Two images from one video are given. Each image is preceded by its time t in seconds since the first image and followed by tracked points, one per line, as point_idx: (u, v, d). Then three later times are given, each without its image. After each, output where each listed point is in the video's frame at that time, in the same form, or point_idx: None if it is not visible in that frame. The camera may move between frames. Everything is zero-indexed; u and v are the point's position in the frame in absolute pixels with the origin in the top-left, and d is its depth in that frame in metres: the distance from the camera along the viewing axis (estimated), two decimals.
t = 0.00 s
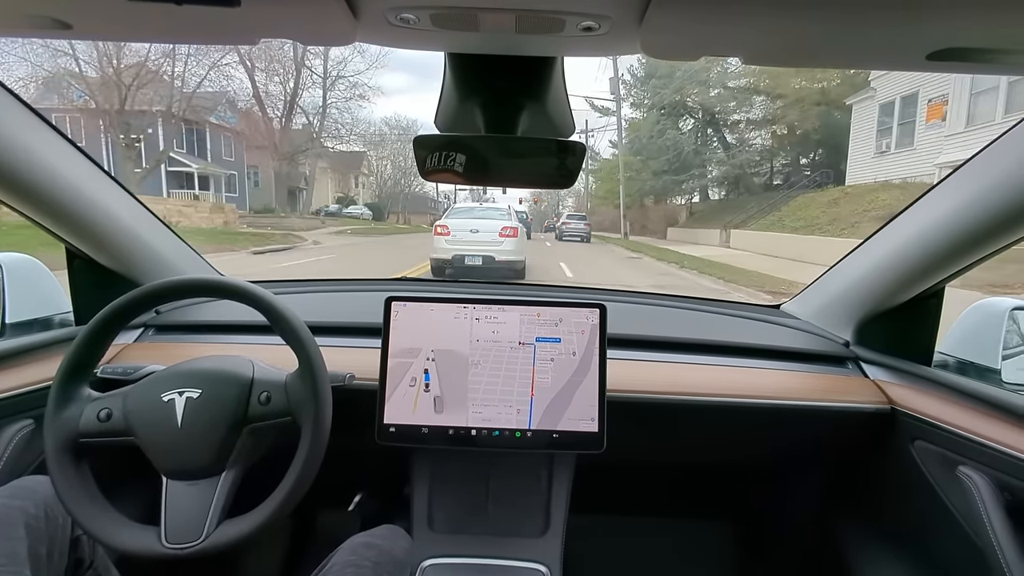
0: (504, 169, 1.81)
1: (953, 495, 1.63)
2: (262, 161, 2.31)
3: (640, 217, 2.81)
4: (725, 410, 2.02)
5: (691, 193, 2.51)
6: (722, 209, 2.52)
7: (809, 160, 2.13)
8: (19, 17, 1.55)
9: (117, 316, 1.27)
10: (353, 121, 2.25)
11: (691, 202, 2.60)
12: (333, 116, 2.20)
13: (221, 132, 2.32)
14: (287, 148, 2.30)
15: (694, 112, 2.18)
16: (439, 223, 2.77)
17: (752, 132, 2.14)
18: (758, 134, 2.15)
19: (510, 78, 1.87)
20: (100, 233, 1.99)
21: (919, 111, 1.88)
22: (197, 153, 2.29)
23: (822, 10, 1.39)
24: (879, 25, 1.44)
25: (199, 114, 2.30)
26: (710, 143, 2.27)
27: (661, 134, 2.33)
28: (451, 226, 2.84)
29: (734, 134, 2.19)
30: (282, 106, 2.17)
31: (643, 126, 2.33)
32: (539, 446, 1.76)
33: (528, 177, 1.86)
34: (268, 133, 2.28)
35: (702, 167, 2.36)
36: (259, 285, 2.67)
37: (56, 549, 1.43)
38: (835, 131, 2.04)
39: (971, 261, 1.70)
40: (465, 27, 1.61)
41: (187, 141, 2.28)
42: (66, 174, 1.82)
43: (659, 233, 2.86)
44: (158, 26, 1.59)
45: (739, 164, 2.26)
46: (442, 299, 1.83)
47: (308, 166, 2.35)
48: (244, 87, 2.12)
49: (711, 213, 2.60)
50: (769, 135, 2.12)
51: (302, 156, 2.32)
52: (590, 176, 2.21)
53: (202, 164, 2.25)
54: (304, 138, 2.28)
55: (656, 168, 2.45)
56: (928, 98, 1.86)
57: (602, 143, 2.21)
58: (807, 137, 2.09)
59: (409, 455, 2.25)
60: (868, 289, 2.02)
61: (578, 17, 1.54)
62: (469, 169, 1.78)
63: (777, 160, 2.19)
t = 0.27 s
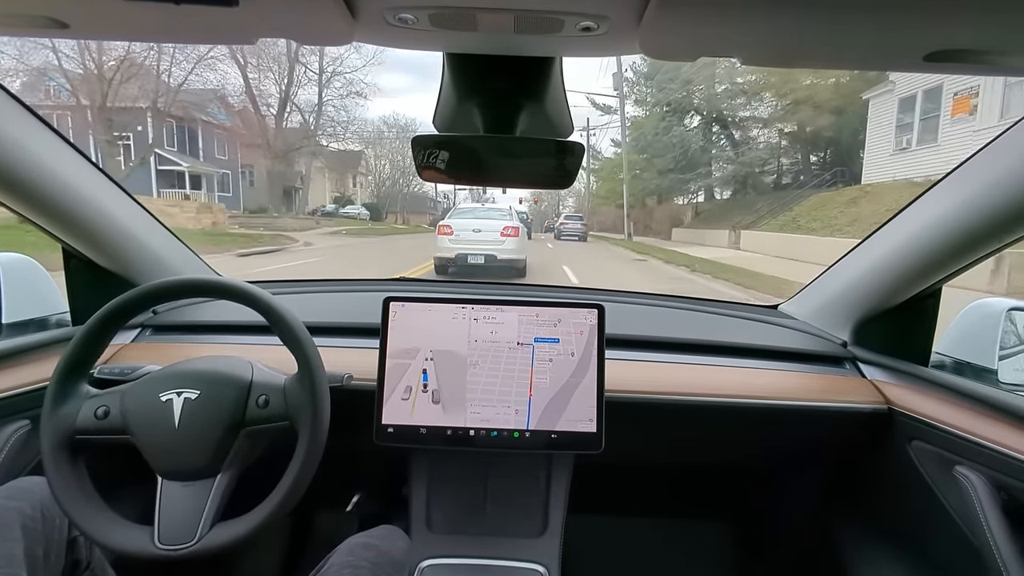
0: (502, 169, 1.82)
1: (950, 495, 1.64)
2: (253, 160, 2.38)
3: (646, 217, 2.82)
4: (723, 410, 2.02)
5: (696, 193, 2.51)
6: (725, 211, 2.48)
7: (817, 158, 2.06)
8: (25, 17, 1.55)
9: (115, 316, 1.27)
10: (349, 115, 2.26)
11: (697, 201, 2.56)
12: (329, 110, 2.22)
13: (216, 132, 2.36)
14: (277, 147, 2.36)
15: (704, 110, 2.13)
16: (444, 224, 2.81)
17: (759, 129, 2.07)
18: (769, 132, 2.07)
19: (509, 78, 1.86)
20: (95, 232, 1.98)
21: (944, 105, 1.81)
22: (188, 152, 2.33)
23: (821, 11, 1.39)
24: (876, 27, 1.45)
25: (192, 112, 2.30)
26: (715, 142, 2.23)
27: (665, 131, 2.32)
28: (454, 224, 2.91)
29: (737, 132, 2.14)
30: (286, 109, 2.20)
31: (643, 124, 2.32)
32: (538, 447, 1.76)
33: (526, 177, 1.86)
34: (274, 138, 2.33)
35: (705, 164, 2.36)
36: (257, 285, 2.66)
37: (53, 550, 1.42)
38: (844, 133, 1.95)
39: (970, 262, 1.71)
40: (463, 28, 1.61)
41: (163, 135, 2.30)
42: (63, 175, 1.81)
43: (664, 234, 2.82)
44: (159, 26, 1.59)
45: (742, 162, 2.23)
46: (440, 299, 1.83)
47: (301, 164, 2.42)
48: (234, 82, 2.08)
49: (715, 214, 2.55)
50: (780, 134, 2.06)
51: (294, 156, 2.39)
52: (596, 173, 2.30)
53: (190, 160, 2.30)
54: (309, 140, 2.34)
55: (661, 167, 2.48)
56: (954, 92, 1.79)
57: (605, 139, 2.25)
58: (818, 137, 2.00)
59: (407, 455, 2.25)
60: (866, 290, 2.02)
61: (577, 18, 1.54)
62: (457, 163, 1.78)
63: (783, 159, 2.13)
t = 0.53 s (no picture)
0: (501, 171, 1.82)
1: (947, 494, 1.64)
2: (244, 158, 2.20)
3: (650, 217, 2.64)
4: (721, 410, 2.02)
5: (702, 193, 2.37)
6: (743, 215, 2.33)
7: (830, 156, 1.98)
8: (26, 16, 1.54)
9: (112, 316, 1.26)
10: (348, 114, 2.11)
11: (703, 201, 2.40)
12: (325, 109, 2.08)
13: (206, 129, 2.14)
14: (269, 145, 2.17)
15: (708, 101, 2.04)
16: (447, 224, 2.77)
17: (767, 127, 2.03)
18: (783, 129, 2.01)
19: (507, 78, 1.86)
20: (92, 232, 1.98)
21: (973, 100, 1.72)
22: (179, 150, 2.12)
23: (821, 11, 1.38)
24: (875, 27, 1.45)
25: (175, 105, 2.07)
26: (724, 140, 2.14)
27: (670, 129, 2.19)
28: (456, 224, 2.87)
29: (744, 129, 2.09)
30: (280, 109, 2.05)
31: (643, 121, 2.20)
32: (536, 447, 1.76)
33: (526, 177, 1.87)
34: (263, 133, 2.14)
35: (709, 161, 2.24)
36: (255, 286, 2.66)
37: (50, 552, 1.42)
38: (864, 128, 1.88)
39: (968, 261, 1.71)
40: (461, 28, 1.61)
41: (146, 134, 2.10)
42: (59, 176, 1.81)
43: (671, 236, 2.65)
44: (156, 26, 1.58)
45: (747, 159, 2.15)
46: (439, 300, 1.83)
47: (294, 163, 2.24)
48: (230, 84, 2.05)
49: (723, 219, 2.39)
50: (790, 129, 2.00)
51: (280, 153, 2.20)
52: (596, 173, 2.28)
53: (185, 160, 2.12)
54: (297, 136, 2.14)
55: (665, 165, 2.34)
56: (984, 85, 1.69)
57: (607, 134, 2.16)
58: (833, 134, 1.93)
59: (406, 456, 2.24)
60: (863, 290, 2.03)
61: (576, 18, 1.54)
62: (449, 159, 1.77)
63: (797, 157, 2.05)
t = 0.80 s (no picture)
0: (500, 170, 1.81)
1: (947, 495, 1.64)
2: (237, 157, 2.35)
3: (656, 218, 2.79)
4: (720, 411, 2.03)
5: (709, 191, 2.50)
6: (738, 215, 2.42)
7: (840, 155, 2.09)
8: (15, 18, 1.54)
9: (111, 318, 1.26)
10: (342, 112, 2.28)
11: (709, 200, 2.54)
12: (320, 108, 2.25)
13: (200, 128, 2.32)
14: (260, 141, 2.35)
15: (715, 96, 2.09)
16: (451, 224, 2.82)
17: (777, 126, 2.16)
18: (795, 131, 2.14)
19: (506, 80, 1.86)
20: (92, 234, 1.97)
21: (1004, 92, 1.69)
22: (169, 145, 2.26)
23: (818, 12, 1.39)
24: (871, 29, 1.46)
25: (168, 104, 2.22)
26: (732, 137, 2.27)
27: (677, 125, 2.30)
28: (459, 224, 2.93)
29: (756, 130, 2.21)
30: (279, 108, 2.24)
31: (646, 121, 2.33)
32: (535, 449, 1.76)
33: (523, 177, 1.86)
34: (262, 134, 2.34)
35: (717, 160, 2.38)
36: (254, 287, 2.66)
37: (48, 554, 1.42)
38: (878, 134, 2.00)
39: (963, 262, 1.72)
40: (461, 31, 1.62)
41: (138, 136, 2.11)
42: (59, 177, 1.81)
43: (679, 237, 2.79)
44: (153, 28, 1.59)
45: (755, 158, 2.29)
46: (438, 301, 1.83)
47: (290, 161, 2.40)
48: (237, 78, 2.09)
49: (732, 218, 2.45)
50: (802, 130, 2.11)
51: (270, 151, 2.37)
52: (597, 176, 2.36)
53: (185, 161, 2.24)
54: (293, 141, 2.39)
55: (672, 163, 2.46)
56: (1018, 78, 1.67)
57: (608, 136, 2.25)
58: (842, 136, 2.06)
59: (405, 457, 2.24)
60: (861, 291, 2.03)
61: (577, 20, 1.54)
62: (449, 163, 1.78)
63: (805, 157, 2.19)
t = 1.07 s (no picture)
0: (498, 169, 1.81)
1: (945, 494, 1.65)
2: (228, 156, 2.38)
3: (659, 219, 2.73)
4: (719, 411, 2.03)
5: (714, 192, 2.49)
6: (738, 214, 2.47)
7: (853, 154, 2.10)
8: (13, 17, 1.53)
9: (111, 317, 1.26)
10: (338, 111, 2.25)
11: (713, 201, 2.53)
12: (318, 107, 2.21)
13: (190, 125, 2.36)
14: (250, 139, 2.39)
15: (723, 92, 2.07)
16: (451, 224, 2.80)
17: (791, 123, 2.12)
18: (807, 128, 2.11)
19: (506, 80, 1.86)
20: (91, 235, 1.97)
21: None
22: (161, 143, 2.29)
23: (816, 13, 1.39)
24: (870, 29, 1.46)
25: (153, 101, 2.22)
26: (742, 135, 2.23)
27: (684, 122, 2.28)
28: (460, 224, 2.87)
29: (762, 130, 2.18)
30: (271, 105, 2.22)
31: (648, 121, 2.34)
32: (534, 449, 1.76)
33: (522, 176, 1.86)
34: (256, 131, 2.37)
35: (724, 160, 2.35)
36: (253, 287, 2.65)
37: (46, 554, 1.42)
38: (893, 130, 1.97)
39: (961, 261, 1.72)
40: (461, 30, 1.62)
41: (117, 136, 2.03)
42: (58, 177, 1.80)
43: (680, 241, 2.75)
44: (152, 28, 1.59)
45: (764, 156, 2.27)
46: (437, 301, 1.83)
47: (285, 159, 2.39)
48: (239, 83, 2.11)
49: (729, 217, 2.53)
50: (813, 126, 2.09)
51: (262, 150, 2.40)
52: (601, 173, 2.41)
53: (176, 159, 2.27)
54: (285, 139, 2.37)
55: (678, 161, 2.45)
56: None
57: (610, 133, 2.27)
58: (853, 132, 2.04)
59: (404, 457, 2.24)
60: (860, 291, 2.03)
61: (576, 20, 1.54)
62: (452, 164, 1.77)
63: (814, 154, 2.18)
